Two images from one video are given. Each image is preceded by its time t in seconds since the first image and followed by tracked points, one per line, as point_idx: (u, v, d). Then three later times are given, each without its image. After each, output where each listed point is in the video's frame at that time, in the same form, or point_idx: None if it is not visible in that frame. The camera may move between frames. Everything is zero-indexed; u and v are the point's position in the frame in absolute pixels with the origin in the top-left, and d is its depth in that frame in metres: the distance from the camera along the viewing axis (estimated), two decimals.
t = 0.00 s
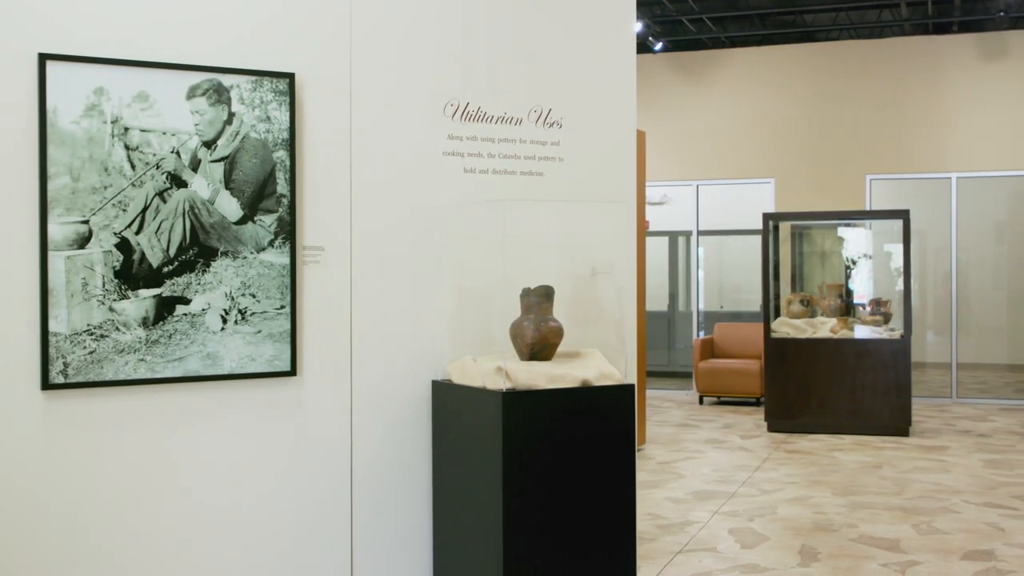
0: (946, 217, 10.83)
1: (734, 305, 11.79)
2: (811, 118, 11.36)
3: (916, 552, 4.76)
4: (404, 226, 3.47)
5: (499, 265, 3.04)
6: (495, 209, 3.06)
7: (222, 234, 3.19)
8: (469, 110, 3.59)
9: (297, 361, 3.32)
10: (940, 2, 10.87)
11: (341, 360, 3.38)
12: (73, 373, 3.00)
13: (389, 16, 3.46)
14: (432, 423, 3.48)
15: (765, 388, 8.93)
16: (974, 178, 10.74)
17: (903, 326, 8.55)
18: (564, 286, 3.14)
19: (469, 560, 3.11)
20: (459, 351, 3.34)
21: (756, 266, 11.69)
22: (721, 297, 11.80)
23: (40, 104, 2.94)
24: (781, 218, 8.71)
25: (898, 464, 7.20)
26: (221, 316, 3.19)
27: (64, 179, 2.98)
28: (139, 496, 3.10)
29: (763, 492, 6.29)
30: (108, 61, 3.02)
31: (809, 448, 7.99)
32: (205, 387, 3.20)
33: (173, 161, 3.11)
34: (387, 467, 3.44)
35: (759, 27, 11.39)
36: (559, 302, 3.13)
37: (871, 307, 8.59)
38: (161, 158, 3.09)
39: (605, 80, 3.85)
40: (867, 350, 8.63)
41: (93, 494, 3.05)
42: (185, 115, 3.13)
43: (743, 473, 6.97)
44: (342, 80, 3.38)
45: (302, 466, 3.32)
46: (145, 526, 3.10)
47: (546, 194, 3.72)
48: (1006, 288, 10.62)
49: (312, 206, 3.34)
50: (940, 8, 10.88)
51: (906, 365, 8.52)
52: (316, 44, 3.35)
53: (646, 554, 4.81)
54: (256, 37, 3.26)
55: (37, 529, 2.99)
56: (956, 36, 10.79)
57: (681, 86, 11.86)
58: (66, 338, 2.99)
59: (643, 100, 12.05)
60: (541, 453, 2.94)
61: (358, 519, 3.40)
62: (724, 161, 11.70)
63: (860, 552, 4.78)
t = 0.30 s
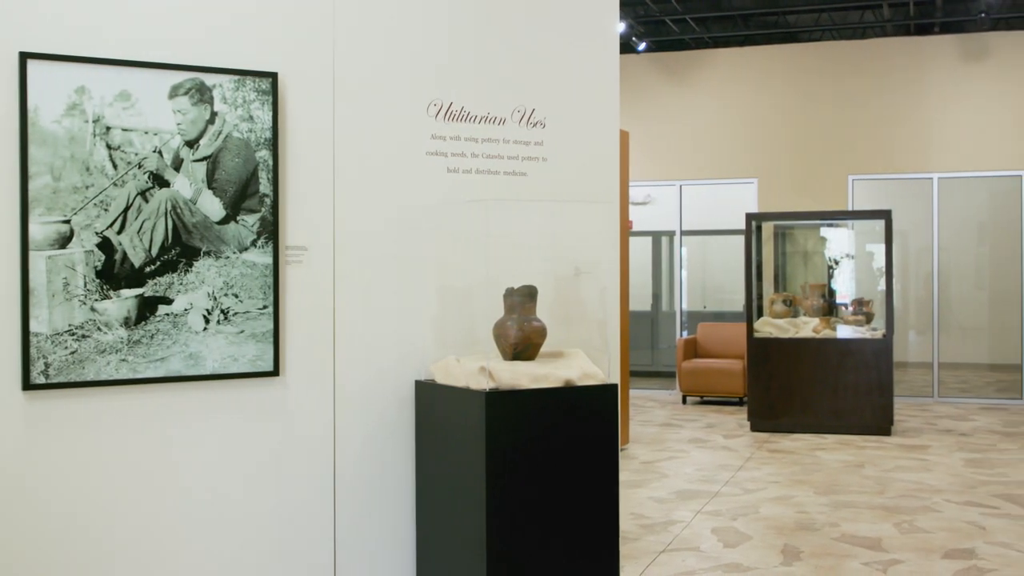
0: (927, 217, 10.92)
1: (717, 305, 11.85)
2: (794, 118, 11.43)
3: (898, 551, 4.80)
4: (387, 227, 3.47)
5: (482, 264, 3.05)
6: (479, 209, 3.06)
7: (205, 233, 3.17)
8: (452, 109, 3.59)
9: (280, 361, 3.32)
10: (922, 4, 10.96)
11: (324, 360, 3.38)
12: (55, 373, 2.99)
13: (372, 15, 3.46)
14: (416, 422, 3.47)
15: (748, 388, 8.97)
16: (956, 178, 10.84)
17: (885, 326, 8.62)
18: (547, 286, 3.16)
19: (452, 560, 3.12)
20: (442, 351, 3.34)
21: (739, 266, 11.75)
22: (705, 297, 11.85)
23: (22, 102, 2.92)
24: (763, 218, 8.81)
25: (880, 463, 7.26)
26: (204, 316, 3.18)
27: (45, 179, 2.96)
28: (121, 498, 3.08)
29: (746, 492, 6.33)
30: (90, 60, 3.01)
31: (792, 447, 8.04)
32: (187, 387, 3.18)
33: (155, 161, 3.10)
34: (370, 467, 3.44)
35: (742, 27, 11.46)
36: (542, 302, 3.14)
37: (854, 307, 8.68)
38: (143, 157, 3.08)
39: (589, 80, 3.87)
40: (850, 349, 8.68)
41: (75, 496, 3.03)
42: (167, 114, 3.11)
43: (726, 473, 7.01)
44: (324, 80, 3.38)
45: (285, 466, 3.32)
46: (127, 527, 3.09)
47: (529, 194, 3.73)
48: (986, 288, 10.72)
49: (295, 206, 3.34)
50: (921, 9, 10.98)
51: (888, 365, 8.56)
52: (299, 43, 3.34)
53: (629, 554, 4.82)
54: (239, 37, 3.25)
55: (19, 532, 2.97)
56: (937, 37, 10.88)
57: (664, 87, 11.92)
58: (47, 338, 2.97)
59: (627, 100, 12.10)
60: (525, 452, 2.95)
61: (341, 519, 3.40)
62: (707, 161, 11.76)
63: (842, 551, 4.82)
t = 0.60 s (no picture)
0: (911, 217, 11.00)
1: (702, 305, 11.88)
2: (778, 118, 11.50)
3: (882, 550, 4.83)
4: (372, 227, 3.47)
5: (468, 264, 3.06)
6: (464, 209, 3.07)
7: (190, 233, 3.16)
8: (438, 109, 3.59)
9: (266, 362, 3.31)
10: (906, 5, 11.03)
11: (310, 360, 3.38)
12: (38, 374, 2.97)
13: (357, 15, 3.46)
14: (402, 422, 3.47)
15: (734, 388, 9.00)
16: (940, 179, 10.92)
17: (869, 326, 8.68)
18: (532, 286, 3.17)
19: (438, 559, 3.12)
20: (428, 351, 3.33)
21: (725, 267, 11.80)
22: (690, 297, 11.89)
23: (5, 102, 2.91)
24: (749, 218, 8.85)
25: (866, 462, 7.31)
26: (189, 316, 3.17)
27: (29, 178, 2.95)
28: (105, 499, 3.07)
29: (732, 492, 6.36)
30: (74, 59, 3.00)
31: (777, 447, 8.09)
32: (172, 387, 3.17)
33: (139, 160, 3.08)
34: (356, 466, 3.43)
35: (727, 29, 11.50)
36: (527, 303, 3.15)
37: (839, 307, 8.75)
38: (127, 157, 3.07)
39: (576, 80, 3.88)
40: (835, 349, 8.75)
41: (58, 497, 3.02)
42: (152, 114, 3.10)
43: (711, 473, 7.04)
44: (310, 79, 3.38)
45: (271, 466, 3.31)
46: (110, 528, 3.08)
47: (514, 194, 3.73)
48: (970, 287, 10.80)
49: (280, 206, 3.33)
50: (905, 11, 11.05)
51: (873, 365, 8.64)
52: (284, 42, 3.34)
53: (615, 554, 4.84)
54: (224, 37, 3.25)
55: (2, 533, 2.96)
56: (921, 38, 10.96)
57: (649, 87, 11.98)
58: (31, 338, 2.96)
59: (613, 100, 12.13)
60: (510, 452, 2.96)
61: (328, 517, 3.39)
62: (692, 161, 11.82)
63: (828, 550, 4.85)
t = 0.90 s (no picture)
0: (896, 217, 11.07)
1: (689, 305, 11.92)
2: (764, 119, 11.56)
3: (867, 549, 4.87)
4: (359, 227, 3.47)
5: (454, 264, 3.06)
6: (450, 209, 3.08)
7: (175, 233, 3.15)
8: (424, 109, 3.59)
9: (251, 362, 3.30)
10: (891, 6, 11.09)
11: (296, 360, 3.37)
12: (22, 374, 2.96)
13: (344, 13, 3.46)
14: (388, 422, 3.47)
15: (720, 388, 9.01)
16: (925, 179, 10.99)
17: (855, 326, 8.74)
18: (518, 286, 3.18)
19: (424, 558, 3.13)
20: (414, 351, 3.33)
21: (711, 266, 11.84)
22: (676, 297, 11.93)
23: None
24: (735, 218, 8.89)
25: (851, 462, 7.36)
26: (174, 317, 3.16)
27: (13, 178, 2.93)
28: (89, 500, 3.06)
29: (718, 491, 6.40)
30: (59, 59, 2.98)
31: (763, 447, 8.13)
32: (157, 387, 3.16)
33: (125, 160, 3.07)
34: (342, 466, 3.43)
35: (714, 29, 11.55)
36: (513, 303, 3.16)
37: (824, 307, 8.81)
38: (112, 156, 3.06)
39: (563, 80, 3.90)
40: (821, 349, 8.78)
41: (42, 498, 3.00)
42: (137, 114, 3.09)
43: (698, 472, 7.08)
44: (295, 79, 3.37)
45: (256, 466, 3.31)
46: (95, 530, 3.06)
47: (501, 194, 3.74)
48: (955, 287, 10.87)
49: (267, 206, 3.33)
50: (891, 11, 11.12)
51: (858, 364, 8.69)
52: (271, 40, 3.33)
53: (602, 554, 4.86)
54: (210, 37, 3.24)
55: None
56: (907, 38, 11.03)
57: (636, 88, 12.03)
58: (15, 338, 2.94)
59: (600, 100, 12.17)
60: (496, 452, 2.97)
61: (314, 517, 3.39)
62: (678, 162, 11.87)
63: (813, 549, 4.88)
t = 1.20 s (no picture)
0: (880, 217, 11.15)
1: (674, 305, 11.96)
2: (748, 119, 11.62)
3: (852, 548, 4.91)
4: (344, 226, 3.46)
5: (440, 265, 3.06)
6: (435, 209, 3.08)
7: (159, 233, 3.14)
8: (409, 109, 3.59)
9: (236, 362, 3.30)
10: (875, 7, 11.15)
11: (280, 360, 3.37)
12: (5, 375, 2.94)
13: (329, 13, 3.46)
14: (373, 422, 3.47)
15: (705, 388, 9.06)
16: (909, 180, 11.07)
17: (839, 326, 8.80)
18: (503, 286, 3.19)
19: (410, 558, 3.13)
20: (399, 351, 3.33)
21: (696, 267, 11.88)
22: (662, 297, 11.97)
23: None
24: (720, 218, 8.97)
25: (835, 461, 7.42)
26: (158, 317, 3.15)
27: None
28: (73, 501, 3.05)
29: (703, 491, 6.43)
30: (43, 58, 2.97)
31: (748, 447, 8.18)
32: (141, 388, 3.15)
33: (108, 160, 3.06)
34: (328, 466, 3.43)
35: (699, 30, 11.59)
36: (499, 303, 3.16)
37: (809, 307, 8.86)
38: (96, 156, 3.04)
39: (549, 80, 3.91)
40: (805, 349, 8.83)
41: (25, 499, 2.99)
42: (121, 113, 3.08)
43: (683, 472, 7.11)
44: (279, 78, 3.37)
45: (241, 466, 3.30)
46: (78, 531, 3.05)
47: (486, 193, 3.74)
48: (938, 287, 10.95)
49: (251, 206, 3.32)
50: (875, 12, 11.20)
51: (843, 364, 8.74)
52: (255, 39, 3.33)
53: (587, 554, 4.87)
54: (194, 36, 3.23)
55: None
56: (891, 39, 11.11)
57: (621, 88, 12.07)
58: None
59: (586, 100, 12.22)
60: (482, 452, 2.97)
61: (299, 517, 3.39)
62: (663, 162, 11.92)
63: (797, 549, 4.92)
